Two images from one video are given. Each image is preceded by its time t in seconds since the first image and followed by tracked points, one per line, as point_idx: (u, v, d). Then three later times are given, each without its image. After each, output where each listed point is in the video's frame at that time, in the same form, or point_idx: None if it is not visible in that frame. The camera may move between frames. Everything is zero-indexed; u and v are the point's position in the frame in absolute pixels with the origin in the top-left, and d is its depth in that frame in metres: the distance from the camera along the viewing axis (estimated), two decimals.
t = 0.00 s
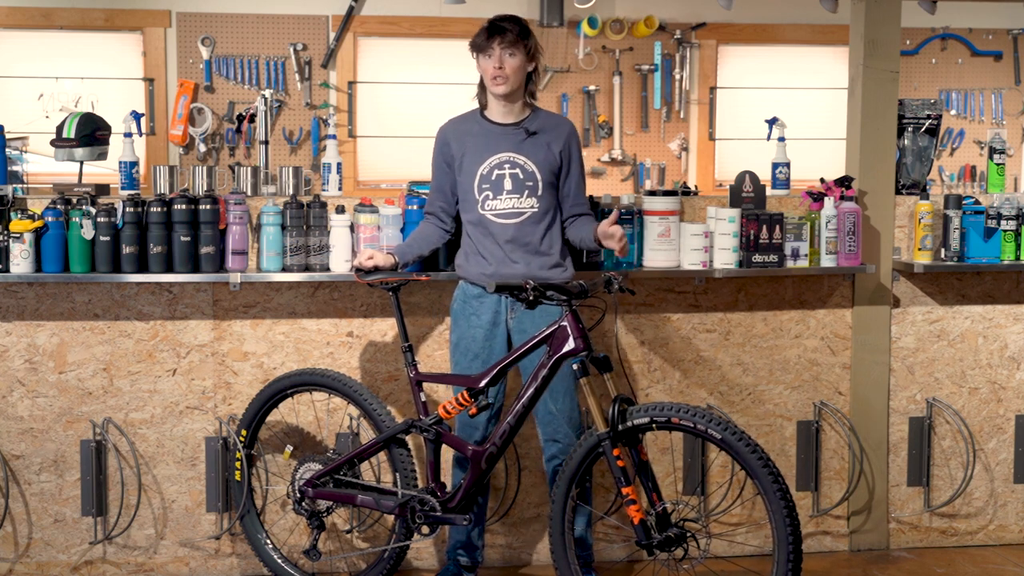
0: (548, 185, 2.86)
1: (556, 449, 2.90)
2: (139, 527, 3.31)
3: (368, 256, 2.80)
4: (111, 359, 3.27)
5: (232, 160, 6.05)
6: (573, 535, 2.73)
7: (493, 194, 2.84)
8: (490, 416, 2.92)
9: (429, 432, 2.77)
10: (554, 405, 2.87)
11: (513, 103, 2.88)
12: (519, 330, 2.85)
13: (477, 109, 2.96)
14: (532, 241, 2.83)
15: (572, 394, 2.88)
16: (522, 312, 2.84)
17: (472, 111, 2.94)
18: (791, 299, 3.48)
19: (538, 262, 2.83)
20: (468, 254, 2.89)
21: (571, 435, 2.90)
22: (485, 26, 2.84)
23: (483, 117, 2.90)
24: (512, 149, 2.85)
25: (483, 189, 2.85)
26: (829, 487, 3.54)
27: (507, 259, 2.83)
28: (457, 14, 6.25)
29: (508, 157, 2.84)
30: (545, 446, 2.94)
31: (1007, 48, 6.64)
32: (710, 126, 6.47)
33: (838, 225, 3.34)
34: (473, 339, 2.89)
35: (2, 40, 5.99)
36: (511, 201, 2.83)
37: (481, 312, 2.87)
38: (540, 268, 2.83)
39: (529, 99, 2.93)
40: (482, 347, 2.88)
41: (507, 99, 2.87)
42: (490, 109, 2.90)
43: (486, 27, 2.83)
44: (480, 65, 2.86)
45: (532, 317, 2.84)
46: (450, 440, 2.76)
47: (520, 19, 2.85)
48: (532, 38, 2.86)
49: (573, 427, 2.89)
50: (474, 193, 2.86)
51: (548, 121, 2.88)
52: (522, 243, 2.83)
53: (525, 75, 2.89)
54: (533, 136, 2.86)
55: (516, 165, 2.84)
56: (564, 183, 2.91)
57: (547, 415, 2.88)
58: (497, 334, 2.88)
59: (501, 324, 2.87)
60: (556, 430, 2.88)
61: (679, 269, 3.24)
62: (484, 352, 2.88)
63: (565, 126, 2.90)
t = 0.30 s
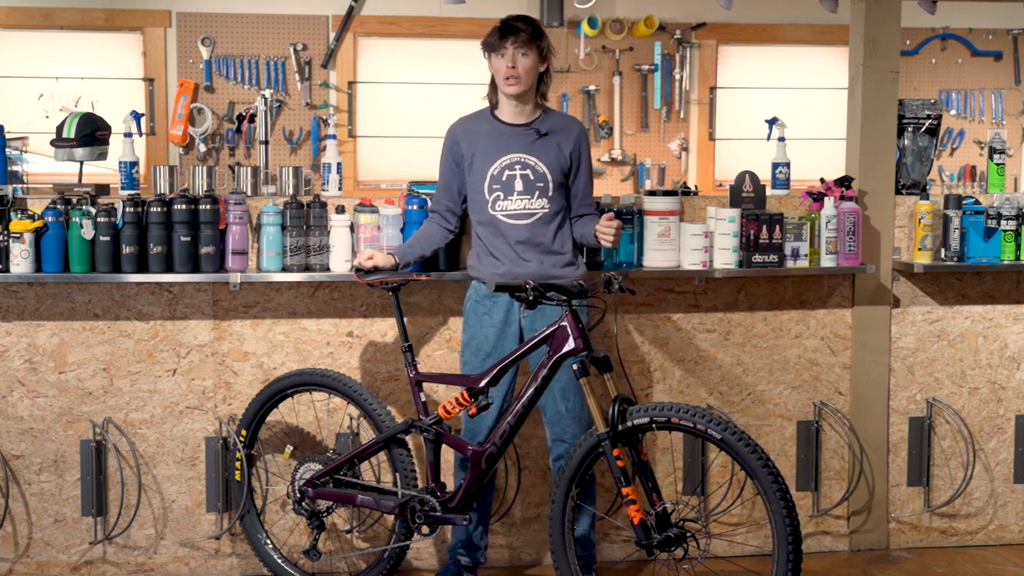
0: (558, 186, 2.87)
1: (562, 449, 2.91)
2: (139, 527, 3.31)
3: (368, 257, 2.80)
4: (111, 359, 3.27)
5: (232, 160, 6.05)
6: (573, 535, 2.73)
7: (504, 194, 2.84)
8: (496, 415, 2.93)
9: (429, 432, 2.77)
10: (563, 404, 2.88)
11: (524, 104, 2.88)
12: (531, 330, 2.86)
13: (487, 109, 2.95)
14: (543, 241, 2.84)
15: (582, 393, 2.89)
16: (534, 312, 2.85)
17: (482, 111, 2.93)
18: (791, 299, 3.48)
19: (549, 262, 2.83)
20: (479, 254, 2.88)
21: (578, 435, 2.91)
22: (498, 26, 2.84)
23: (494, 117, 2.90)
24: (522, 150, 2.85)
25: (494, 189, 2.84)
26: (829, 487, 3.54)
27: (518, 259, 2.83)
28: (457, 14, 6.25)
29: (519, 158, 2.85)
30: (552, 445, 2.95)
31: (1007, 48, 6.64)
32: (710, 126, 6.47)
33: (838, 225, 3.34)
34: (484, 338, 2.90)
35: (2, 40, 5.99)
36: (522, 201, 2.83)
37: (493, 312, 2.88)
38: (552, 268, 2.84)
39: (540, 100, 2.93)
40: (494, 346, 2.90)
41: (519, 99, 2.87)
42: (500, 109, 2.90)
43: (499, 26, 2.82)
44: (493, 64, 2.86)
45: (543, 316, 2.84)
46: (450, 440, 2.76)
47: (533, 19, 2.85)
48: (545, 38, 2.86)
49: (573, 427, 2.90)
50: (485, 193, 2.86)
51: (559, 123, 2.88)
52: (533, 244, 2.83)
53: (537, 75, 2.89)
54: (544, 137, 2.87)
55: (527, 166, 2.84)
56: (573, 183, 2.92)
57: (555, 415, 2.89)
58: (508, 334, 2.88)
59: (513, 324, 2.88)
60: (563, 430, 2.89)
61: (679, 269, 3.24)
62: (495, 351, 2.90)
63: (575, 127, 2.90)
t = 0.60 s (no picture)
0: (565, 187, 2.87)
1: (568, 449, 2.91)
2: (139, 527, 3.31)
3: (367, 257, 2.80)
4: (111, 359, 3.27)
5: (232, 160, 6.05)
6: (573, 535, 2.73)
7: (511, 195, 2.84)
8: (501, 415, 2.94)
9: (428, 432, 2.77)
10: (570, 404, 2.88)
11: (531, 105, 2.88)
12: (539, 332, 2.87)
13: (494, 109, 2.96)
14: (549, 242, 2.84)
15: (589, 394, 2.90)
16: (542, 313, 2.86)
17: (489, 111, 2.93)
18: (791, 299, 3.48)
19: (554, 263, 2.84)
20: (485, 254, 2.87)
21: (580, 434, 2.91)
22: (501, 28, 2.84)
23: (501, 117, 2.90)
24: (530, 151, 2.85)
25: (501, 189, 2.84)
26: (829, 487, 3.54)
27: (524, 260, 2.83)
28: (457, 14, 6.25)
29: (527, 158, 2.84)
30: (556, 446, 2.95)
31: (1007, 48, 6.64)
32: (710, 126, 6.47)
33: (838, 225, 3.34)
34: (492, 339, 2.90)
35: (2, 40, 5.99)
36: (529, 202, 2.83)
37: (501, 313, 2.88)
38: (557, 269, 2.84)
39: (548, 100, 2.93)
40: (502, 347, 2.90)
41: (526, 101, 2.87)
42: (508, 110, 2.90)
43: (502, 29, 2.83)
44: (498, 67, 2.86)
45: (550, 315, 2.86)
46: (450, 440, 2.76)
47: (536, 20, 2.85)
48: (549, 38, 2.86)
49: (574, 427, 2.90)
50: (492, 193, 2.85)
51: (567, 124, 2.89)
52: (540, 244, 2.84)
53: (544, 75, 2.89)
54: (552, 138, 2.87)
55: (534, 167, 2.84)
56: (579, 185, 2.92)
57: (562, 415, 2.89)
58: (516, 335, 2.89)
59: (520, 325, 2.88)
60: (569, 431, 2.89)
61: (679, 269, 3.24)
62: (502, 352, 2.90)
63: (583, 129, 2.91)
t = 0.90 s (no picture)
0: (563, 189, 2.87)
1: (563, 449, 2.91)
2: (139, 527, 3.31)
3: (367, 257, 2.80)
4: (111, 359, 3.27)
5: (232, 160, 6.05)
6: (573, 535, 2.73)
7: (509, 196, 2.84)
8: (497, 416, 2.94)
9: (428, 432, 2.77)
10: (564, 405, 2.88)
11: (532, 105, 2.87)
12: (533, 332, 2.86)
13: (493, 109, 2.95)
14: (546, 243, 2.85)
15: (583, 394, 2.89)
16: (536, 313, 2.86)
17: (489, 110, 2.93)
18: (791, 299, 3.48)
19: (550, 265, 2.84)
20: (481, 254, 2.88)
21: (573, 434, 2.91)
22: (504, 27, 2.84)
23: (501, 117, 2.89)
24: (529, 152, 2.85)
25: (499, 190, 2.84)
26: (829, 487, 3.54)
27: (519, 261, 2.84)
28: (457, 14, 6.26)
29: (526, 160, 2.84)
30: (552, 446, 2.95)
31: (1007, 48, 6.64)
32: (710, 126, 6.47)
33: (838, 225, 3.34)
34: (487, 340, 2.90)
35: (2, 40, 5.99)
36: (527, 203, 2.83)
37: (496, 314, 2.88)
38: (553, 270, 2.85)
39: (548, 101, 2.93)
40: (497, 347, 2.90)
41: (527, 101, 2.86)
42: (509, 109, 2.90)
43: (505, 28, 2.82)
44: (500, 66, 2.85)
45: (545, 315, 2.85)
46: (449, 440, 2.76)
47: (539, 19, 2.85)
48: (551, 38, 2.86)
49: (573, 427, 2.90)
50: (489, 194, 2.86)
51: (566, 125, 2.88)
52: (536, 246, 2.84)
53: (545, 75, 2.89)
54: (551, 140, 2.87)
55: (533, 168, 2.84)
56: (577, 186, 2.92)
57: (557, 415, 2.89)
58: (510, 336, 2.89)
59: (515, 325, 2.88)
60: (564, 431, 2.89)
61: (679, 269, 3.24)
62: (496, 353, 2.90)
63: (583, 130, 2.90)
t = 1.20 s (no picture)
0: (559, 188, 2.86)
1: (561, 450, 2.90)
2: (139, 527, 3.31)
3: (367, 257, 2.80)
4: (111, 359, 3.27)
5: (232, 160, 6.05)
6: (573, 535, 2.73)
7: (504, 195, 2.83)
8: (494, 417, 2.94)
9: (428, 432, 2.77)
10: (559, 405, 2.88)
11: (526, 104, 2.88)
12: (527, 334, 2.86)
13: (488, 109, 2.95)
14: (541, 243, 2.84)
15: (577, 394, 2.88)
16: (530, 315, 2.86)
17: (483, 111, 2.93)
18: (791, 299, 3.48)
19: (545, 264, 2.83)
20: (476, 254, 2.88)
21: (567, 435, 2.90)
22: (498, 25, 2.83)
23: (495, 117, 2.90)
24: (524, 151, 2.85)
25: (495, 190, 2.84)
26: (829, 487, 3.54)
27: (515, 261, 2.83)
28: (457, 14, 6.26)
29: (521, 159, 2.84)
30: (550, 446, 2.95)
31: (1007, 48, 6.64)
32: (710, 126, 6.47)
33: (838, 225, 3.34)
34: (482, 341, 2.90)
35: (2, 41, 5.99)
36: (523, 202, 2.83)
37: (489, 315, 2.88)
38: (549, 270, 2.83)
39: (541, 100, 2.93)
40: (491, 348, 2.89)
41: (520, 100, 2.87)
42: (502, 109, 2.90)
43: (500, 26, 2.82)
44: (494, 65, 2.85)
45: (538, 317, 2.85)
46: (450, 440, 2.76)
47: (534, 18, 2.85)
48: (546, 38, 2.87)
49: (573, 428, 2.90)
50: (485, 194, 2.86)
51: (561, 123, 2.88)
52: (531, 245, 2.83)
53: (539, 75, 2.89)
54: (546, 138, 2.86)
55: (528, 167, 2.84)
56: (573, 184, 2.92)
57: (552, 415, 2.89)
58: (504, 337, 2.89)
59: (508, 327, 2.88)
60: (561, 431, 2.89)
61: (679, 269, 3.24)
62: (491, 355, 2.90)
63: (578, 128, 2.90)
